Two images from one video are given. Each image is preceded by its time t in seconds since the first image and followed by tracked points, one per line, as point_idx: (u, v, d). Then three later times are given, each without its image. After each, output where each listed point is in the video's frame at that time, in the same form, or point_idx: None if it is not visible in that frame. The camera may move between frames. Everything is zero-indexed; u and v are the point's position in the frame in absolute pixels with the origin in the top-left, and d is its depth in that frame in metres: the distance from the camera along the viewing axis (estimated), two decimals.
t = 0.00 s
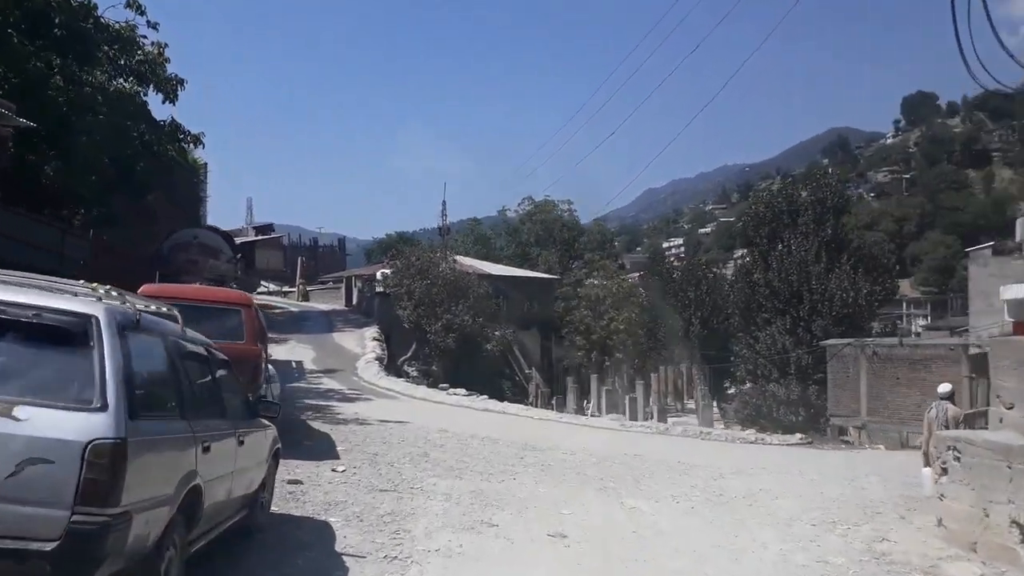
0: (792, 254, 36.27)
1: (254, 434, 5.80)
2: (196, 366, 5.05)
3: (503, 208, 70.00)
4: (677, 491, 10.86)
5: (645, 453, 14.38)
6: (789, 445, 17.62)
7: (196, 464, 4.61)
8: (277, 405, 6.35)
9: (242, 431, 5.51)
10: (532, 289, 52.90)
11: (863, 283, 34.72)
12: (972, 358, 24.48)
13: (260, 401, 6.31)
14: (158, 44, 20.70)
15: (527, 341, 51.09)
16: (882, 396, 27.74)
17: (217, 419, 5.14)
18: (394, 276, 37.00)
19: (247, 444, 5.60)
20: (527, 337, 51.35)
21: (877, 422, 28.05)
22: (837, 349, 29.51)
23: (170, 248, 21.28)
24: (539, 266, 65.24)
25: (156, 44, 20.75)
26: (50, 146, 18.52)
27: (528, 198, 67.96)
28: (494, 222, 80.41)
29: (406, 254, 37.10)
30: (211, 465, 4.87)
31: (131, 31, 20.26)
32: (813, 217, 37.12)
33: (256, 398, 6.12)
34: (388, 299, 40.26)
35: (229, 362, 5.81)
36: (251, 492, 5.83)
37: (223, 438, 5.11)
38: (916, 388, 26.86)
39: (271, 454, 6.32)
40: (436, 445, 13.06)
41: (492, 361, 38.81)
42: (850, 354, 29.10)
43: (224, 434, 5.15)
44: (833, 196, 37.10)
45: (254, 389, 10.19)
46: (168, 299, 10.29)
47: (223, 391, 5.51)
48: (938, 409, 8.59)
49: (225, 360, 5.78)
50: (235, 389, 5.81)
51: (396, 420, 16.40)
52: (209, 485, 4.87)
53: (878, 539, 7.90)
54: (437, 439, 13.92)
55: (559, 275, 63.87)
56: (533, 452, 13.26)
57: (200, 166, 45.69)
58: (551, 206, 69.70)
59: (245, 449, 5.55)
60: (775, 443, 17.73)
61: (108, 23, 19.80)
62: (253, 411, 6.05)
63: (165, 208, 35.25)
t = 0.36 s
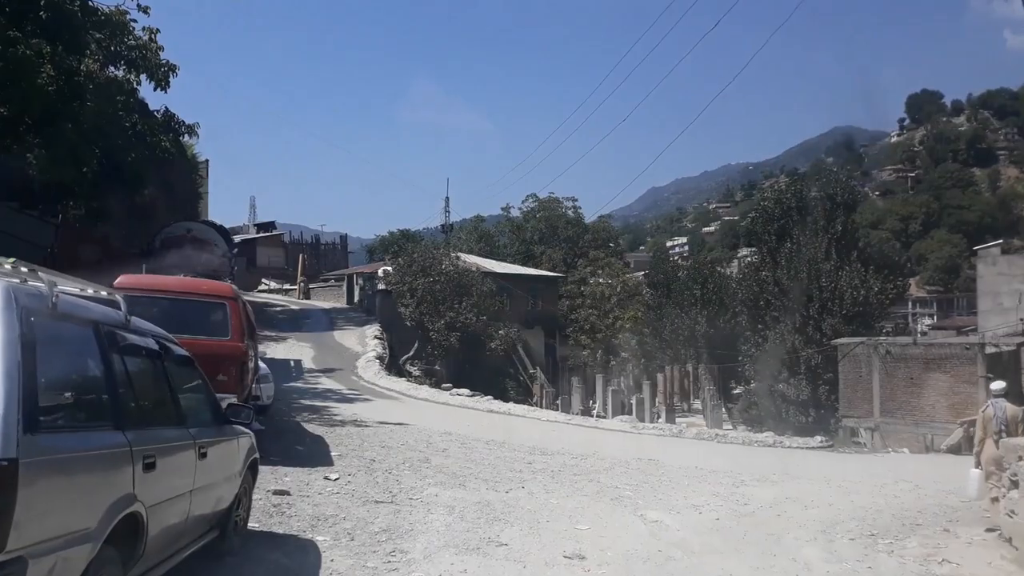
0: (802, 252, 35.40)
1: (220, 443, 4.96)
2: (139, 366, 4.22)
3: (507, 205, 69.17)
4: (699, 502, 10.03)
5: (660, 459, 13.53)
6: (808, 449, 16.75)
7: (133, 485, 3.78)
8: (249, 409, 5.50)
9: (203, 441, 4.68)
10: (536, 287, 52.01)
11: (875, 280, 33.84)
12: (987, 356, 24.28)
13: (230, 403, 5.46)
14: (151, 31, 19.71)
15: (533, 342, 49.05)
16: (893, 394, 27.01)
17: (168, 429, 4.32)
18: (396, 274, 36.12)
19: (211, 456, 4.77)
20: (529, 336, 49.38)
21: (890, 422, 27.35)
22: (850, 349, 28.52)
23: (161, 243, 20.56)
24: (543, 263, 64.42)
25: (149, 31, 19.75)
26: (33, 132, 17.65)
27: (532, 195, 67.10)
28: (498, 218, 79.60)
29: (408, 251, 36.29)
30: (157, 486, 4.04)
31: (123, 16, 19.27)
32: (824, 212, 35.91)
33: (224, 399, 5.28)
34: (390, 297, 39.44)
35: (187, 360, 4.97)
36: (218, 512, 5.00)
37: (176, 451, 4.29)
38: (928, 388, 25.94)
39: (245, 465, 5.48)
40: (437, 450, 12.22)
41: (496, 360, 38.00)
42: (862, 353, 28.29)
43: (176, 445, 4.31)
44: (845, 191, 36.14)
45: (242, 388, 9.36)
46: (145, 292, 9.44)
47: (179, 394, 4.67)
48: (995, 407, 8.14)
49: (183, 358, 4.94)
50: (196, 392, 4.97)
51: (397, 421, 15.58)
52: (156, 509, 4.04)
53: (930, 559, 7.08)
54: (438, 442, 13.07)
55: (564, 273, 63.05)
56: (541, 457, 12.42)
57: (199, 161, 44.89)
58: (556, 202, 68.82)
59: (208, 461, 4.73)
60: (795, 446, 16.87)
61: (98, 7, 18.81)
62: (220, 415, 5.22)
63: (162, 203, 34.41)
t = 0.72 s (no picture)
0: (816, 248, 34.35)
1: (174, 459, 4.17)
2: (60, 364, 3.41)
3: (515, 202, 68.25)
4: (729, 514, 9.21)
5: (682, 463, 12.70)
6: (835, 451, 15.84)
7: (37, 523, 2.94)
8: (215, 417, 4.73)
9: (147, 456, 3.89)
10: (545, 285, 51.11)
11: (892, 276, 32.66)
12: (1013, 354, 23.29)
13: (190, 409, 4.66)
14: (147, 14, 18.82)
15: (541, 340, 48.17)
16: (913, 394, 25.99)
17: (97, 444, 3.51)
18: (402, 271, 35.27)
19: (160, 473, 4.00)
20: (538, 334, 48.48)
21: (909, 420, 26.21)
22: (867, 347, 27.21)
23: (159, 237, 19.80)
24: (552, 260, 63.52)
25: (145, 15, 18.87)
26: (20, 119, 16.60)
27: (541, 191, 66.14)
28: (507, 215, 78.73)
29: (414, 247, 35.48)
30: (82, 512, 3.28)
31: None
32: (838, 207, 35.51)
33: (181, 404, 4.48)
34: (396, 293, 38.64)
35: (135, 356, 4.19)
36: (170, 541, 4.19)
37: (106, 472, 3.48)
38: (950, 387, 24.88)
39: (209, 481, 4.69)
40: (443, 454, 11.41)
41: (505, 358, 37.15)
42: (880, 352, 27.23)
43: (105, 466, 3.48)
44: (859, 186, 35.60)
45: (229, 388, 8.50)
46: (129, 282, 8.68)
47: (117, 399, 3.87)
48: None
49: (128, 355, 4.15)
50: (143, 395, 4.17)
51: (402, 422, 14.78)
52: (72, 548, 3.21)
53: None
54: (443, 446, 12.25)
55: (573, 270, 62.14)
56: (555, 462, 11.60)
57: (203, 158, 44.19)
58: (565, 199, 67.83)
59: (155, 482, 3.95)
60: (821, 449, 15.97)
61: None
62: (175, 424, 4.42)
63: (164, 200, 33.68)
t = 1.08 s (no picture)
0: (839, 246, 33.41)
1: (113, 478, 3.38)
2: None
3: (529, 200, 67.28)
4: (772, 530, 8.32)
5: (714, 469, 11.78)
6: (874, 457, 14.82)
7: None
8: (168, 425, 3.86)
9: (67, 479, 3.04)
10: (561, 283, 50.20)
11: (917, 275, 31.72)
12: None
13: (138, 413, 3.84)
14: None
15: (556, 340, 47.19)
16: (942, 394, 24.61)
17: None
18: (415, 267, 34.48)
19: (89, 497, 3.17)
20: (553, 333, 47.54)
21: (937, 423, 24.82)
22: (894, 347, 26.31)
23: (161, 229, 18.93)
24: (567, 259, 62.51)
25: None
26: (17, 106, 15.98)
27: (555, 188, 65.11)
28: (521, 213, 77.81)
29: (428, 243, 34.67)
30: None
31: None
32: (861, 203, 34.06)
33: (125, 409, 3.68)
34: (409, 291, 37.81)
35: (56, 348, 3.33)
36: None
37: (10, 500, 2.66)
38: (982, 388, 23.57)
39: (169, 502, 3.91)
40: (457, 459, 10.54)
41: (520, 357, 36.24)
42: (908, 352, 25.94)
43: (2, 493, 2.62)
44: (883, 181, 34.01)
45: (220, 388, 7.69)
46: (113, 270, 7.88)
47: (23, 404, 3.04)
48: None
49: (49, 345, 3.30)
50: (67, 401, 3.35)
51: (415, 424, 13.94)
52: None
53: None
54: (456, 450, 11.39)
55: (588, 269, 61.16)
56: (577, 468, 10.71)
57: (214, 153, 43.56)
58: (580, 197, 66.78)
59: (83, 507, 3.12)
60: (859, 454, 14.95)
61: None
62: (117, 433, 3.63)
63: (173, 195, 33.05)
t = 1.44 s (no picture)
0: (878, 242, 31.20)
1: (23, 513, 2.99)
2: None
3: (558, 197, 66.12)
4: (839, 549, 7.41)
5: (765, 479, 10.88)
6: (935, 464, 13.69)
7: None
8: (94, 445, 3.45)
9: None
10: (591, 282, 49.17)
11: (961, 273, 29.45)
12: None
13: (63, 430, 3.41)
14: None
15: (585, 340, 46.14)
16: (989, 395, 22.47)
17: None
18: (442, 265, 33.71)
19: None
20: (582, 333, 46.51)
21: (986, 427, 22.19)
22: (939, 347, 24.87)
23: (179, 225, 18.32)
24: (596, 257, 61.31)
25: None
26: (27, 95, 15.50)
27: (584, 186, 63.90)
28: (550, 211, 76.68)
29: (454, 240, 33.88)
30: None
31: None
32: (900, 199, 31.60)
33: (47, 429, 3.27)
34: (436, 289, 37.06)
35: None
36: None
37: None
38: None
39: (112, 537, 3.59)
40: (485, 466, 9.71)
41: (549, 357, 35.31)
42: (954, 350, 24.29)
43: None
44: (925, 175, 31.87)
45: (222, 388, 6.92)
46: (109, 259, 7.12)
47: None
48: None
49: None
50: None
51: (440, 427, 13.15)
52: None
53: None
54: (484, 456, 10.56)
55: (618, 268, 59.93)
56: (617, 477, 9.86)
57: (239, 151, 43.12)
58: (610, 194, 65.49)
59: None
60: (918, 461, 13.84)
61: None
62: (38, 458, 3.21)
63: (198, 193, 32.60)
